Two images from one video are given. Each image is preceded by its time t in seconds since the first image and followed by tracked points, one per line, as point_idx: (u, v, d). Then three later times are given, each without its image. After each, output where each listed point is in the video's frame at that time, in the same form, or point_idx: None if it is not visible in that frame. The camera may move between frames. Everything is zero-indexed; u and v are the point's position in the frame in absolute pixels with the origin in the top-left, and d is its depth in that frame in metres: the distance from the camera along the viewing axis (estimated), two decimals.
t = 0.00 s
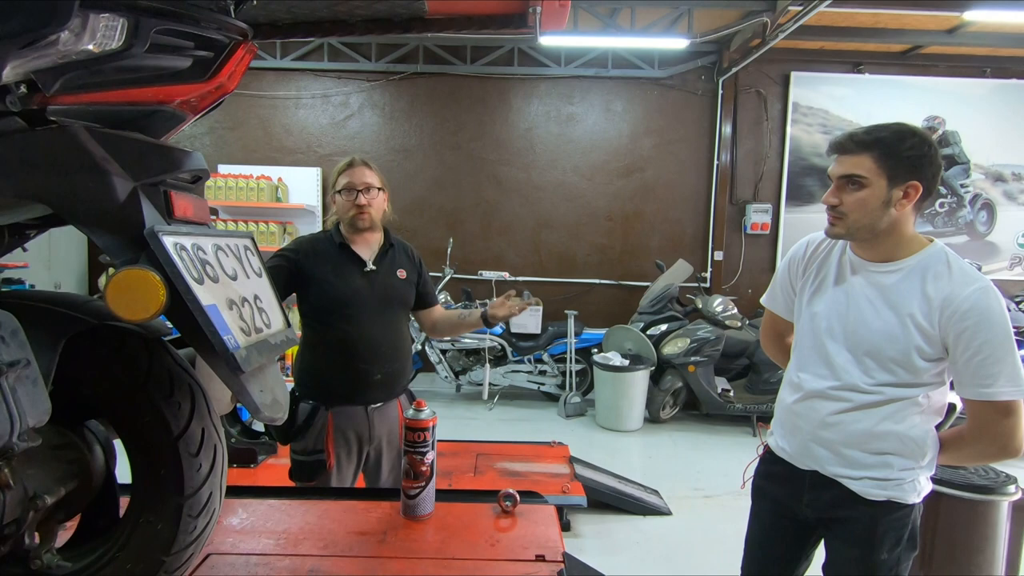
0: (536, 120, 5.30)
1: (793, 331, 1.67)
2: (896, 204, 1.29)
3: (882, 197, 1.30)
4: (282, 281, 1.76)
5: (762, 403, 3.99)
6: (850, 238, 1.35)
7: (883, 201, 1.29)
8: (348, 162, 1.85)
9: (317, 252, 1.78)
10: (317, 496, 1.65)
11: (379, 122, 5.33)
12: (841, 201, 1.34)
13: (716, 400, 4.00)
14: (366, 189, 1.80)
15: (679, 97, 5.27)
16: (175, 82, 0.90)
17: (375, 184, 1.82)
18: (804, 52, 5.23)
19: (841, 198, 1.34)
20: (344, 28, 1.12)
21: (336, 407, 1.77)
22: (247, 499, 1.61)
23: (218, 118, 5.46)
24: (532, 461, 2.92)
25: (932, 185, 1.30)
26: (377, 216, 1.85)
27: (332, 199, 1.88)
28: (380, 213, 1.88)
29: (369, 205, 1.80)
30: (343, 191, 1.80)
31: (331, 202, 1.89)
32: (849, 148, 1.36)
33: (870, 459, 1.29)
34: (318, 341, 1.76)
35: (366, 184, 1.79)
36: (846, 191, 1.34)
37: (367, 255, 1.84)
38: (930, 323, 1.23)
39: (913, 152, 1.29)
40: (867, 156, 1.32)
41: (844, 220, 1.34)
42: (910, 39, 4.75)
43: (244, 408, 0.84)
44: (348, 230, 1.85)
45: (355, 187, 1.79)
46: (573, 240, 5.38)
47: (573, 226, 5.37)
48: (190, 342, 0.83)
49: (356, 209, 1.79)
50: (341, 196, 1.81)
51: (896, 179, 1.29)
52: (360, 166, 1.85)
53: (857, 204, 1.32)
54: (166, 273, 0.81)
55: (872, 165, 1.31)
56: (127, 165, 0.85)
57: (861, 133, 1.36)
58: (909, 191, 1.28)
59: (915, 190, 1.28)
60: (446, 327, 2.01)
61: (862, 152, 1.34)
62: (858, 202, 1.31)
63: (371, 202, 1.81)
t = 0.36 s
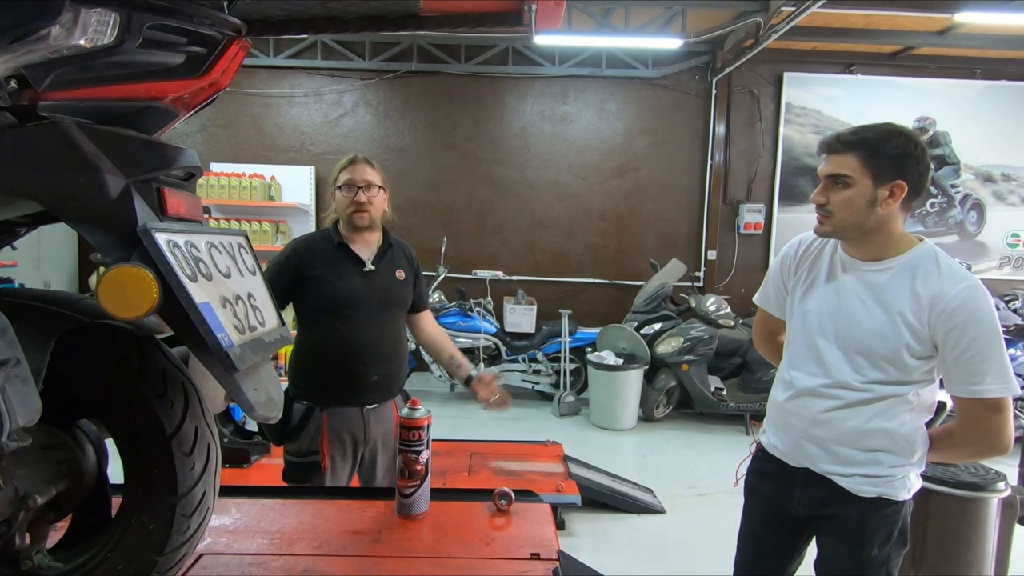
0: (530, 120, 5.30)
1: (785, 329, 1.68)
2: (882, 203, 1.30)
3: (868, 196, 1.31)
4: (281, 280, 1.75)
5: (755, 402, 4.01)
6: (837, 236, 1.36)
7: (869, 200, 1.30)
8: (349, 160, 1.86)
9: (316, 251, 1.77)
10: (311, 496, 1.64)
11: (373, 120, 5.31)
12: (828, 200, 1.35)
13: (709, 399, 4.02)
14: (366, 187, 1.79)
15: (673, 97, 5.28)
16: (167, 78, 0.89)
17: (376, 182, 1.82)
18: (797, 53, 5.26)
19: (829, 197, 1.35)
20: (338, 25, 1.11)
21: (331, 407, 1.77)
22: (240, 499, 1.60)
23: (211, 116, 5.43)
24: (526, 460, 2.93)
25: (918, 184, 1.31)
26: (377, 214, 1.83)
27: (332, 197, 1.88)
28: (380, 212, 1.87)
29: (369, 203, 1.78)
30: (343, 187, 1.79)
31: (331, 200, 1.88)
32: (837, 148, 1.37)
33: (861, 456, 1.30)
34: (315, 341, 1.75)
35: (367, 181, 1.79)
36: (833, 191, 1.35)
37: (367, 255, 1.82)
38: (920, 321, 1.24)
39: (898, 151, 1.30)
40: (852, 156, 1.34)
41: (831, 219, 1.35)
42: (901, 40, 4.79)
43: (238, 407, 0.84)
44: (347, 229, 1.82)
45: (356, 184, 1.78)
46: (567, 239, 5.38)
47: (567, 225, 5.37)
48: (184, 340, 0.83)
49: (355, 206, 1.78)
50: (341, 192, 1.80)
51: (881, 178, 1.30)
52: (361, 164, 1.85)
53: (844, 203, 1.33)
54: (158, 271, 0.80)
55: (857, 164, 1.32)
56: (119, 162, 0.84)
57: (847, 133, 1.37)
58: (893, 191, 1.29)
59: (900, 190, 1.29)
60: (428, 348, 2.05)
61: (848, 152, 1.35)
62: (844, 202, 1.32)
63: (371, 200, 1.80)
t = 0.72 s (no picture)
0: (525, 119, 5.30)
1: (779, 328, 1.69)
2: (868, 204, 1.31)
3: (855, 196, 1.32)
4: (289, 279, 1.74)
5: (749, 401, 4.03)
6: (827, 235, 1.38)
7: (856, 200, 1.32)
8: (363, 161, 1.84)
9: (323, 251, 1.76)
10: (306, 496, 1.63)
11: (367, 120, 5.29)
12: (817, 199, 1.37)
13: (703, 398, 4.03)
14: (382, 190, 1.78)
15: (667, 97, 5.30)
16: (163, 77, 0.87)
17: (391, 186, 1.81)
18: (790, 53, 5.28)
19: (817, 197, 1.37)
20: (335, 23, 1.11)
21: (336, 408, 1.75)
22: (235, 500, 1.59)
23: (203, 115, 5.39)
24: (521, 459, 2.93)
25: (906, 185, 1.31)
26: (387, 217, 1.83)
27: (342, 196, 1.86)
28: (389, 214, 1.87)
29: (383, 206, 1.78)
30: (358, 187, 1.77)
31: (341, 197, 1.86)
32: (828, 148, 1.39)
33: (853, 453, 1.31)
34: (321, 341, 1.74)
35: (383, 185, 1.78)
36: (821, 190, 1.37)
37: (373, 255, 1.81)
38: (911, 320, 1.25)
39: (885, 152, 1.31)
40: (841, 157, 1.35)
41: (819, 218, 1.37)
42: (893, 41, 4.82)
43: (234, 407, 0.83)
44: (354, 228, 1.82)
45: (371, 186, 1.76)
46: (562, 239, 5.39)
47: (562, 225, 5.37)
48: (180, 340, 0.82)
49: (368, 208, 1.77)
50: (355, 192, 1.78)
51: (868, 179, 1.31)
52: (376, 166, 1.83)
53: (832, 203, 1.34)
54: (154, 270, 0.80)
55: (846, 165, 1.34)
56: (115, 161, 0.83)
57: (839, 134, 1.38)
58: (881, 192, 1.30)
59: (886, 191, 1.29)
60: (420, 350, 2.07)
61: (838, 152, 1.36)
62: (831, 201, 1.34)
63: (384, 203, 1.79)
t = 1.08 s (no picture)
0: (519, 119, 5.30)
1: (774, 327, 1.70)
2: (861, 203, 1.32)
3: (847, 195, 1.33)
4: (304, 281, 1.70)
5: (742, 400, 4.05)
6: (821, 234, 1.39)
7: (849, 200, 1.33)
8: (378, 163, 1.84)
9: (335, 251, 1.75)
10: (301, 497, 1.63)
11: (361, 119, 5.28)
12: (811, 198, 1.38)
13: (697, 397, 4.05)
14: (396, 192, 1.79)
15: (660, 97, 5.31)
16: (157, 73, 0.87)
17: (404, 188, 1.82)
18: (782, 54, 5.31)
19: (810, 196, 1.39)
20: (329, 22, 1.10)
21: (361, 404, 1.75)
22: (229, 501, 1.58)
23: (196, 114, 5.35)
24: (516, 459, 2.93)
25: (899, 184, 1.32)
26: (399, 218, 1.85)
27: (355, 197, 1.86)
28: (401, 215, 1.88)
29: (397, 208, 1.79)
30: (371, 190, 1.78)
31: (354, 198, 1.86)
32: (821, 148, 1.40)
33: (848, 451, 1.32)
34: (341, 342, 1.73)
35: (397, 187, 1.79)
36: (815, 190, 1.39)
37: (385, 254, 1.84)
38: (904, 318, 1.26)
39: (875, 153, 1.32)
40: (834, 156, 1.36)
41: (813, 217, 1.39)
42: (885, 42, 4.85)
43: (229, 407, 0.83)
44: (366, 227, 1.82)
45: (385, 189, 1.77)
46: (557, 239, 5.39)
47: (556, 225, 5.38)
48: (175, 339, 0.82)
49: (383, 210, 1.77)
50: (368, 194, 1.79)
51: (860, 179, 1.32)
52: (388, 167, 1.84)
53: (825, 202, 1.36)
54: (149, 269, 0.79)
55: (838, 165, 1.35)
56: (109, 160, 0.82)
57: (832, 134, 1.39)
58: (873, 191, 1.31)
59: (878, 190, 1.31)
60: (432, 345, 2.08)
61: (831, 152, 1.38)
62: (825, 201, 1.35)
63: (398, 205, 1.81)
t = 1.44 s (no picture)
0: (513, 119, 5.30)
1: (768, 327, 1.71)
2: (863, 201, 1.33)
3: (850, 194, 1.33)
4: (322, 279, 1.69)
5: (735, 399, 4.08)
6: (819, 235, 1.39)
7: (852, 198, 1.33)
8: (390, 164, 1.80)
9: (355, 253, 1.73)
10: (296, 499, 1.62)
11: (355, 119, 5.26)
12: (812, 199, 1.38)
13: (691, 397, 4.07)
14: (408, 194, 1.75)
15: (654, 98, 5.33)
16: (150, 75, 0.87)
17: (416, 190, 1.78)
18: (775, 55, 5.34)
19: (811, 196, 1.38)
20: (324, 22, 1.10)
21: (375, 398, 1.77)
22: (223, 503, 1.57)
23: (188, 113, 5.32)
24: (511, 459, 2.94)
25: (895, 184, 1.36)
26: (412, 219, 1.81)
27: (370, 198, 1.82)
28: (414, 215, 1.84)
29: (410, 210, 1.75)
30: (384, 192, 1.74)
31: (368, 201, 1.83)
32: (819, 149, 1.40)
33: (841, 449, 1.33)
34: (358, 340, 1.73)
35: (409, 189, 1.75)
36: (815, 190, 1.38)
37: (401, 256, 1.81)
38: (897, 318, 1.27)
39: (876, 152, 1.34)
40: (835, 156, 1.37)
41: (814, 218, 1.38)
42: (876, 44, 4.89)
43: (224, 410, 0.83)
44: (381, 230, 1.79)
45: (397, 191, 1.73)
46: (551, 239, 5.40)
47: (550, 225, 5.39)
48: (168, 341, 0.81)
49: (396, 212, 1.74)
50: (381, 197, 1.76)
51: (862, 178, 1.34)
52: (400, 168, 1.80)
53: (827, 201, 1.35)
54: (142, 272, 0.79)
55: (840, 164, 1.35)
56: (100, 160, 0.82)
57: (829, 135, 1.40)
58: (874, 189, 1.33)
59: (879, 187, 1.33)
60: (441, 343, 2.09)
61: (830, 152, 1.38)
62: (827, 201, 1.35)
63: (411, 206, 1.77)
